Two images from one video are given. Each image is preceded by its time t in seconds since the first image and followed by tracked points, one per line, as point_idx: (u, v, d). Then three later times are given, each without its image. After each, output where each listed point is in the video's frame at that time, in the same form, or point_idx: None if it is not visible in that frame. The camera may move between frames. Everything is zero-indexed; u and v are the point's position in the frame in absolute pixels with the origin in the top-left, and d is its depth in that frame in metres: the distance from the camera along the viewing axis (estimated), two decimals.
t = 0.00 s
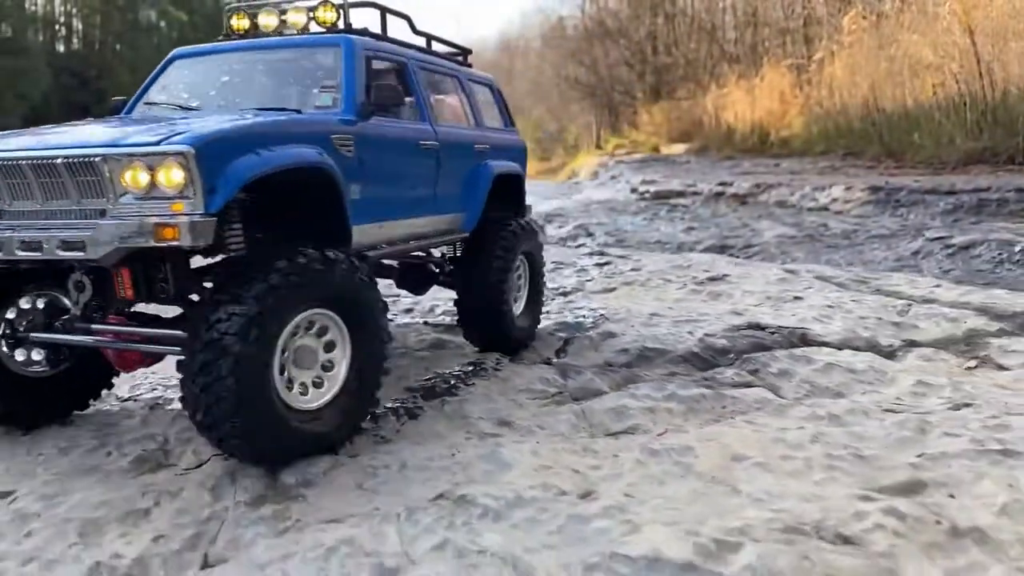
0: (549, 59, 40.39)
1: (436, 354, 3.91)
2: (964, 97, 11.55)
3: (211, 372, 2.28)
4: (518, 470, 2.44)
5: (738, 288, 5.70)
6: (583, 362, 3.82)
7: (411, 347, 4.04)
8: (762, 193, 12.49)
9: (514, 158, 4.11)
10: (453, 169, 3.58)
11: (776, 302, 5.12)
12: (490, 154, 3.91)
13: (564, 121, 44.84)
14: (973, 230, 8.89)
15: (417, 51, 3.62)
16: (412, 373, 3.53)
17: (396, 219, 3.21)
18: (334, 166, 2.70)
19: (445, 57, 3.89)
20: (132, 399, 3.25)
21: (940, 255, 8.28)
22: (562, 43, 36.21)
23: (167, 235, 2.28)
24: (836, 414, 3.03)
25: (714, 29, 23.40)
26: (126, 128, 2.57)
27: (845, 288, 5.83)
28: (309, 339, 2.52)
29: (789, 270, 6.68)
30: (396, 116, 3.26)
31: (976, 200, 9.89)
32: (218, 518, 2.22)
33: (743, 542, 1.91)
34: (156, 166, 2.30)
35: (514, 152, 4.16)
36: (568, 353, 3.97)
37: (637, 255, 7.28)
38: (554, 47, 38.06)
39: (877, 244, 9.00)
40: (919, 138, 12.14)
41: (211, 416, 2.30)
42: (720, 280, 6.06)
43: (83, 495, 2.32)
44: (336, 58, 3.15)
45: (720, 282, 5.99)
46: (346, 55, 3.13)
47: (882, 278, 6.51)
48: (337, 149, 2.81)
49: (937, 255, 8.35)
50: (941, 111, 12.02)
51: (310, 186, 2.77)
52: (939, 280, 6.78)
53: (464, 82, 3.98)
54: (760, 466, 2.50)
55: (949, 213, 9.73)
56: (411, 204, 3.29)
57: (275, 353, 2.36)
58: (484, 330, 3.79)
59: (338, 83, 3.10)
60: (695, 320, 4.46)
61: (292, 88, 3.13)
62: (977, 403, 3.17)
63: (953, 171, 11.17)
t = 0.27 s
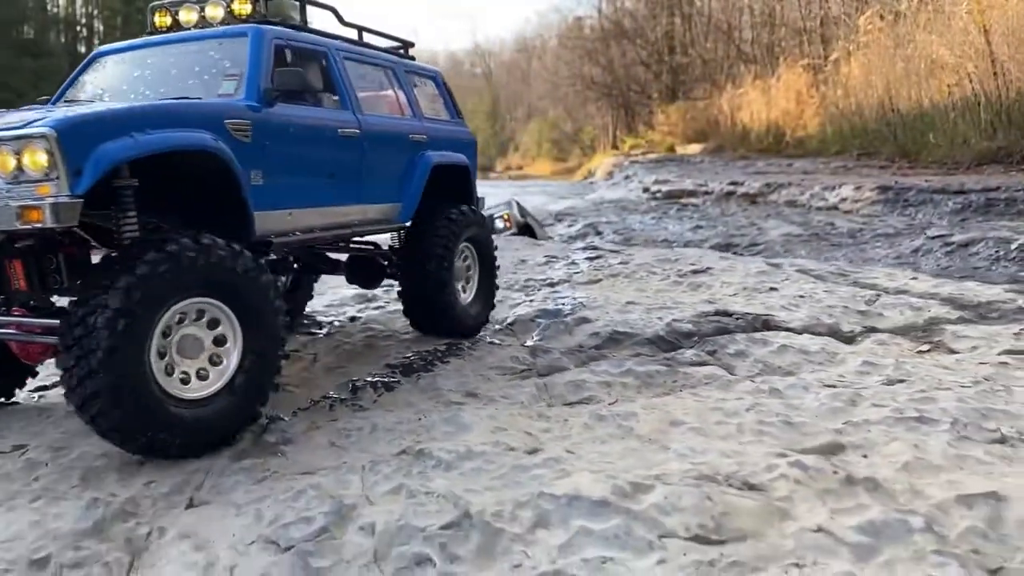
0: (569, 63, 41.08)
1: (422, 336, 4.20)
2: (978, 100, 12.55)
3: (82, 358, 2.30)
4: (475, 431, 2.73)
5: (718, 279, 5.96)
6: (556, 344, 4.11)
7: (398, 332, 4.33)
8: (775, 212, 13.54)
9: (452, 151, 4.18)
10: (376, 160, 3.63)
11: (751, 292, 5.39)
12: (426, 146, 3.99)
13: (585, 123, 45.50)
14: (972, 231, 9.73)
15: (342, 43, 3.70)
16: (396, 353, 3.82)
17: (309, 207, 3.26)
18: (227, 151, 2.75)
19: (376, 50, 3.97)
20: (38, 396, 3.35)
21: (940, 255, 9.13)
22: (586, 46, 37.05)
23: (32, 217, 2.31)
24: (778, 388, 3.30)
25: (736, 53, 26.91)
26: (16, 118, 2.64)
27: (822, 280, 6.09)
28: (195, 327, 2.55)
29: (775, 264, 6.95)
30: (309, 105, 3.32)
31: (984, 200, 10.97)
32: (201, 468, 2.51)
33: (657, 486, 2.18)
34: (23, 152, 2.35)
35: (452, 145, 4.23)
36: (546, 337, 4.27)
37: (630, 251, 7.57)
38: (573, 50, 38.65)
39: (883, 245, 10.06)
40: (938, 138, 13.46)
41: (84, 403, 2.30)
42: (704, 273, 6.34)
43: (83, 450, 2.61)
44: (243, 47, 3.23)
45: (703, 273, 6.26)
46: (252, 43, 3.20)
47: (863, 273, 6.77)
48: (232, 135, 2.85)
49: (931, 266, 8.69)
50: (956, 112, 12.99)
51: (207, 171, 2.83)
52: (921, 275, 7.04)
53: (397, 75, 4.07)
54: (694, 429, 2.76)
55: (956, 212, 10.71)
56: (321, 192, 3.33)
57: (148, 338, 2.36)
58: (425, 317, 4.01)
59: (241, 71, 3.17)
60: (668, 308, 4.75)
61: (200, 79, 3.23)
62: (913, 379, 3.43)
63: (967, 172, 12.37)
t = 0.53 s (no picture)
0: (583, 65, 41.34)
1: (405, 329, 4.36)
2: (988, 99, 12.63)
3: None
4: (440, 414, 2.88)
5: (703, 276, 6.09)
6: (534, 336, 4.26)
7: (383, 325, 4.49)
8: (781, 212, 13.76)
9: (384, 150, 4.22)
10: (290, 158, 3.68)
11: (733, 288, 5.51)
12: (353, 142, 4.06)
13: (599, 123, 45.80)
14: (972, 232, 9.89)
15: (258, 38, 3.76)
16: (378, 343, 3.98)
17: (208, 204, 3.29)
18: (101, 148, 2.79)
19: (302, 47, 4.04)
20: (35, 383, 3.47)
21: (940, 254, 9.30)
22: (601, 48, 37.45)
23: None
24: (739, 377, 3.43)
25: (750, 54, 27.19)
26: None
27: (807, 276, 6.20)
28: (65, 335, 2.56)
29: (764, 262, 7.07)
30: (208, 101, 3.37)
31: (989, 201, 11.09)
32: (178, 448, 2.67)
33: (599, 463, 2.32)
34: None
35: (385, 143, 4.28)
36: (525, 330, 4.42)
37: (624, 250, 7.72)
38: (586, 51, 38.90)
39: (885, 246, 10.17)
40: (949, 139, 13.56)
41: None
42: (693, 270, 6.46)
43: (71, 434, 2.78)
44: (137, 41, 3.23)
45: (692, 271, 6.39)
46: (145, 38, 3.20)
47: (850, 271, 6.88)
48: (113, 131, 2.89)
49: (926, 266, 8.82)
50: (967, 112, 13.10)
51: (86, 168, 2.87)
52: (910, 274, 7.14)
53: (325, 72, 4.14)
54: (649, 414, 2.91)
55: (961, 214, 10.80)
56: (225, 189, 3.37)
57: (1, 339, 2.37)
58: (362, 313, 4.05)
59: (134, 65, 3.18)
60: (647, 303, 4.89)
61: (96, 72, 3.25)
62: (872, 369, 3.56)
63: (973, 172, 12.42)
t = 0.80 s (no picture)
0: (595, 67, 41.51)
1: (383, 330, 4.44)
2: (999, 102, 12.78)
3: None
4: (396, 413, 2.95)
5: (686, 279, 6.16)
6: (508, 337, 4.33)
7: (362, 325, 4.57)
8: (787, 213, 13.90)
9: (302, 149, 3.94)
10: (180, 162, 3.44)
11: (713, 290, 5.57)
12: (265, 143, 3.81)
13: (611, 126, 45.96)
14: (972, 235, 9.95)
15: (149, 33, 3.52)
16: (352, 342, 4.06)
17: (81, 211, 3.09)
18: None
19: (208, 42, 3.80)
20: (9, 381, 3.51)
21: (939, 256, 9.48)
22: (612, 50, 37.60)
23: None
24: (698, 377, 3.50)
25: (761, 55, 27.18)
26: None
27: (790, 278, 6.25)
28: None
29: (752, 264, 7.13)
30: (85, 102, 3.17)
31: (998, 202, 11.33)
32: (138, 444, 2.75)
33: (537, 460, 2.39)
34: None
35: (306, 141, 4.01)
36: (501, 330, 4.50)
37: (614, 253, 7.79)
38: (597, 53, 39.04)
39: (886, 248, 10.28)
40: (959, 140, 13.75)
41: None
42: (677, 272, 6.53)
43: (37, 431, 2.87)
44: None
45: (677, 273, 6.45)
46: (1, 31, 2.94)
47: (837, 274, 6.92)
48: None
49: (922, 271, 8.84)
50: (980, 114, 13.11)
51: None
52: (898, 277, 7.18)
53: (236, 67, 3.89)
54: (602, 413, 2.97)
55: (968, 216, 11.00)
56: (98, 196, 3.13)
57: None
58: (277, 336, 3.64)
59: None
60: (623, 305, 4.96)
61: None
62: (832, 370, 3.61)
63: (986, 175, 12.66)
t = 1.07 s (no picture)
0: (606, 68, 41.64)
1: (357, 330, 4.52)
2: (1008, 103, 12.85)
3: None
4: (352, 411, 3.03)
5: (668, 280, 6.22)
6: (480, 338, 4.42)
7: (338, 325, 4.66)
8: (794, 217, 14.05)
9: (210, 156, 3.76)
10: (61, 170, 3.27)
11: (691, 292, 5.63)
12: (164, 151, 3.61)
13: (622, 126, 46.10)
14: (971, 237, 10.25)
15: (35, 34, 3.35)
16: (324, 343, 4.14)
17: None
18: None
19: (106, 43, 3.61)
20: None
21: (939, 260, 9.79)
22: (624, 51, 37.70)
23: None
24: (655, 378, 3.58)
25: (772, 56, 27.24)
26: None
27: (772, 280, 6.30)
28: None
29: (737, 266, 7.18)
30: None
31: (1002, 203, 11.56)
32: (99, 440, 2.84)
33: (476, 457, 2.46)
34: None
35: (217, 146, 3.84)
36: (474, 331, 4.59)
37: (603, 254, 7.86)
38: (608, 53, 39.15)
39: (887, 250, 10.71)
40: (969, 141, 13.88)
41: None
42: (661, 274, 6.60)
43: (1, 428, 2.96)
44: None
45: (660, 275, 6.52)
46: None
47: (821, 276, 6.97)
48: None
49: (915, 273, 8.90)
50: (989, 114, 13.21)
51: None
52: (883, 278, 7.23)
53: (139, 68, 3.69)
54: (553, 413, 3.05)
55: (973, 217, 11.34)
56: None
57: None
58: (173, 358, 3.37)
59: None
60: (598, 306, 5.04)
61: None
62: (790, 371, 3.67)
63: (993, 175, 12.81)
